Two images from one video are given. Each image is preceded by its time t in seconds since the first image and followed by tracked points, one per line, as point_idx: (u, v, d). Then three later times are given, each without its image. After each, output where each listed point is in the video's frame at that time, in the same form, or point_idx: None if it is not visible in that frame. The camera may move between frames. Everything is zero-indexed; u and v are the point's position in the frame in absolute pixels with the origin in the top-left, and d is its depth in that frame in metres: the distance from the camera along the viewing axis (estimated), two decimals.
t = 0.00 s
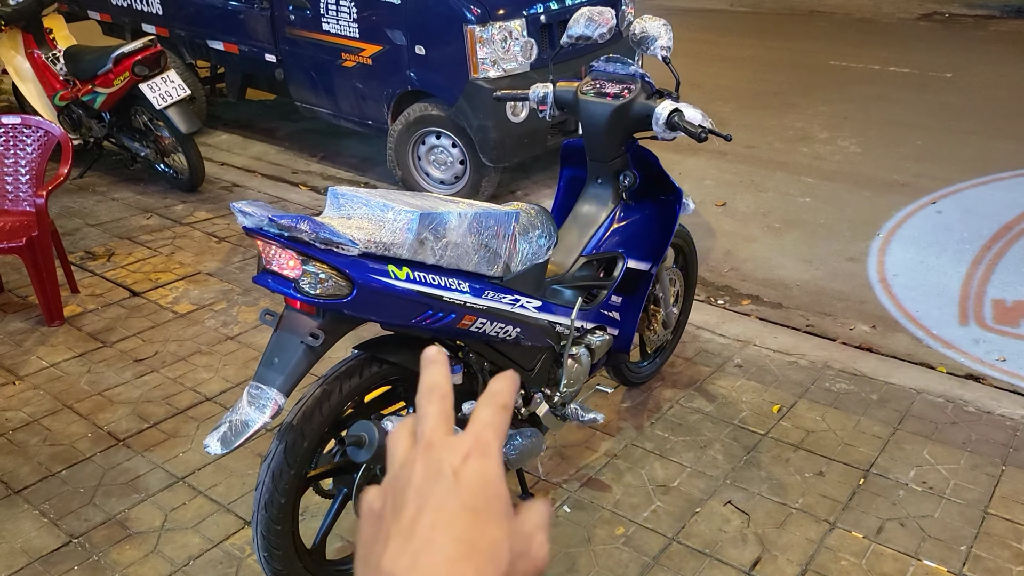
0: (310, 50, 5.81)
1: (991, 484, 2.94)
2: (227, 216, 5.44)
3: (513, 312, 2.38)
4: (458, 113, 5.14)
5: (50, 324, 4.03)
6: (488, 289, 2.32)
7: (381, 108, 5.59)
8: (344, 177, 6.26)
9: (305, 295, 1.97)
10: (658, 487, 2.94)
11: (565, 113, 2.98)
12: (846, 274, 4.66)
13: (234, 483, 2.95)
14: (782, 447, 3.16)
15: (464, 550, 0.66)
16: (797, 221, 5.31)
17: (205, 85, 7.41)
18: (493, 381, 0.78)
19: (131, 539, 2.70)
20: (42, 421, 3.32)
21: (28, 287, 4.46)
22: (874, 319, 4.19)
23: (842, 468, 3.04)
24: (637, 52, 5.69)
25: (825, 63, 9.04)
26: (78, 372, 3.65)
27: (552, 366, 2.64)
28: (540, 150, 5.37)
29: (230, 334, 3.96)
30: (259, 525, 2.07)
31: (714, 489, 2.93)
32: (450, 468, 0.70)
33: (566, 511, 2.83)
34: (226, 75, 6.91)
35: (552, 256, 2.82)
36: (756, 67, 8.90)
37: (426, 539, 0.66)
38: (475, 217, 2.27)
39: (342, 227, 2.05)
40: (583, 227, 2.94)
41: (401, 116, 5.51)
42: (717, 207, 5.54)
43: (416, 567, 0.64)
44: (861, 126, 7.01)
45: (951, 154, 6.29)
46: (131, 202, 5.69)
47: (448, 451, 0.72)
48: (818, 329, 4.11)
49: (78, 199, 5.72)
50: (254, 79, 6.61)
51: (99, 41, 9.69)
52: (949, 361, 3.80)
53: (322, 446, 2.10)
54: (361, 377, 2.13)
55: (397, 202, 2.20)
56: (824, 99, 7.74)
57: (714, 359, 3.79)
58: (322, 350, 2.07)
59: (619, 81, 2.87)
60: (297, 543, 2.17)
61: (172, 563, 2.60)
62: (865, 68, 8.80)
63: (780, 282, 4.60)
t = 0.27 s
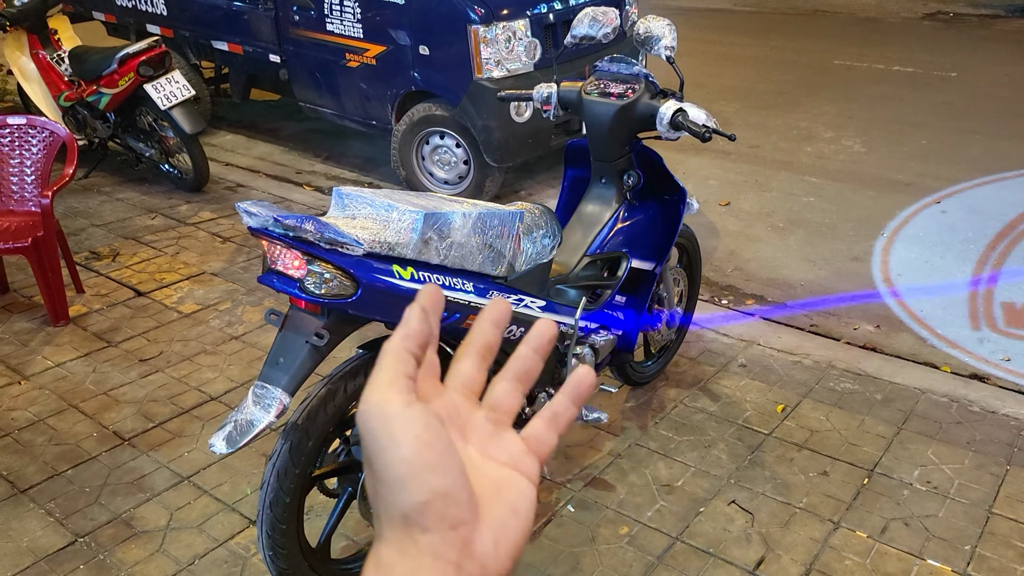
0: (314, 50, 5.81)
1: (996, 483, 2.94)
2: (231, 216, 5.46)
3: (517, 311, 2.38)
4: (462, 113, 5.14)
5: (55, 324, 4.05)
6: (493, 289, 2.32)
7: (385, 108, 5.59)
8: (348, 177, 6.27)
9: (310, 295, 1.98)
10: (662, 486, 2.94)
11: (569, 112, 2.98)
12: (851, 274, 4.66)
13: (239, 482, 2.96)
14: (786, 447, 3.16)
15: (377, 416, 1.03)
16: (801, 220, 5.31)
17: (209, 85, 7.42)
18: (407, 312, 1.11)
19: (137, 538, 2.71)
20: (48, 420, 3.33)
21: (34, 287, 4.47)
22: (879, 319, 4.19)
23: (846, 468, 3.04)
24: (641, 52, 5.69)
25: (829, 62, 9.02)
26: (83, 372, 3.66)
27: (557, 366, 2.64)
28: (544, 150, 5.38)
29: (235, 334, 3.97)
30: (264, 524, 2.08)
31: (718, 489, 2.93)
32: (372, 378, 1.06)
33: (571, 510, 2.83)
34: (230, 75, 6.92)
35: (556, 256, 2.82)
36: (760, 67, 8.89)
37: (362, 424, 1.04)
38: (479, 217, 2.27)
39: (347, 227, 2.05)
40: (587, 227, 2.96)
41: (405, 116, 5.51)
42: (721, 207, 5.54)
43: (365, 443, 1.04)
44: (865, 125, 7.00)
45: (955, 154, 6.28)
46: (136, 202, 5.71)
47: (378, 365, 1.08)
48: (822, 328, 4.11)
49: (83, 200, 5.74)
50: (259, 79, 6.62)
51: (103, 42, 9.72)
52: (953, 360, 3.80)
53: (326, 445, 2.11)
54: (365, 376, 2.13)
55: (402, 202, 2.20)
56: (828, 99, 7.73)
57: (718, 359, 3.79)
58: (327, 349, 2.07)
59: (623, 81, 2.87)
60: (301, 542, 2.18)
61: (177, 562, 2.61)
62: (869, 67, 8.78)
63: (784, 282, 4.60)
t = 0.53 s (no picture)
0: (316, 50, 5.82)
1: (998, 482, 2.94)
2: (234, 216, 5.47)
3: (519, 310, 2.39)
4: (465, 112, 5.15)
5: (59, 323, 4.06)
6: (495, 287, 2.33)
7: (388, 108, 5.60)
8: (351, 177, 6.28)
9: (313, 293, 1.98)
10: (664, 485, 2.95)
11: (572, 112, 2.99)
12: (853, 273, 4.66)
13: (242, 481, 2.97)
14: (789, 445, 3.16)
15: (384, 408, 0.94)
16: (804, 220, 5.31)
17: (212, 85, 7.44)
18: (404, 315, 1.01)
19: (141, 537, 2.72)
20: (52, 419, 3.35)
21: (38, 286, 4.49)
22: (881, 318, 4.18)
23: (848, 466, 3.04)
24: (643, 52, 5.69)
25: (832, 62, 9.02)
26: (87, 371, 3.68)
27: (559, 365, 2.65)
28: (547, 149, 5.38)
29: (238, 333, 3.98)
30: (267, 522, 2.09)
31: (720, 487, 2.93)
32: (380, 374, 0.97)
33: (573, 509, 2.84)
34: (234, 75, 6.93)
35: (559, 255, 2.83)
36: (763, 67, 8.88)
37: (370, 421, 0.95)
38: (481, 216, 2.28)
39: (349, 226, 2.06)
40: (589, 226, 2.95)
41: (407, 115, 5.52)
42: (724, 206, 5.54)
43: (372, 437, 0.95)
44: (868, 125, 6.99)
45: (958, 153, 6.27)
46: (140, 202, 5.73)
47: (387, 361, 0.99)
48: (824, 327, 4.11)
49: (87, 199, 5.76)
50: (262, 79, 6.64)
51: (107, 42, 9.74)
52: (956, 359, 3.80)
53: (329, 443, 2.12)
54: (368, 375, 2.14)
55: (404, 201, 2.21)
56: (831, 98, 7.73)
57: (720, 358, 3.80)
58: (330, 348, 2.08)
59: (625, 80, 2.87)
60: (305, 540, 2.19)
61: (181, 560, 2.62)
62: (872, 67, 8.77)
63: (786, 281, 4.60)
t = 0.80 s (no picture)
0: (320, 50, 5.83)
1: (1002, 483, 2.93)
2: (237, 216, 5.47)
3: (523, 311, 2.38)
4: (468, 113, 5.15)
5: (62, 323, 4.07)
6: (498, 287, 2.32)
7: (391, 108, 5.60)
8: (354, 177, 6.28)
9: (316, 293, 1.98)
10: (667, 486, 2.94)
11: (575, 112, 2.98)
12: (856, 273, 4.65)
13: (245, 481, 2.97)
14: (792, 446, 3.15)
15: (399, 396, 0.86)
16: (807, 220, 5.30)
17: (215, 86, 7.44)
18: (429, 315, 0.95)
19: (143, 537, 2.72)
20: (55, 419, 3.35)
21: (41, 287, 4.49)
22: (885, 319, 4.18)
23: (852, 467, 3.03)
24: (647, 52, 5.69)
25: (835, 62, 9.01)
26: (90, 371, 3.68)
27: (562, 366, 2.65)
28: (550, 149, 5.38)
29: (241, 333, 3.98)
30: (270, 522, 2.09)
31: (723, 488, 2.93)
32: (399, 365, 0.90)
33: (576, 509, 2.83)
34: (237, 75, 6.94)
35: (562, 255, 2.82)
36: (766, 67, 8.88)
37: (384, 411, 0.86)
38: (485, 215, 2.28)
39: (352, 226, 2.06)
40: (592, 226, 2.95)
41: (410, 116, 5.52)
42: (727, 206, 5.54)
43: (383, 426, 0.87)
44: (871, 125, 6.98)
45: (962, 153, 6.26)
46: (143, 202, 5.73)
47: (406, 356, 0.91)
48: (828, 328, 4.10)
49: (90, 200, 5.76)
50: (265, 79, 6.64)
51: (110, 42, 9.76)
52: (959, 360, 3.79)
53: (333, 444, 2.11)
54: (372, 375, 2.13)
55: (408, 201, 2.21)
56: (834, 98, 7.72)
57: (724, 359, 3.79)
58: (333, 348, 2.08)
59: (628, 80, 2.87)
60: (308, 540, 2.19)
61: (184, 560, 2.62)
62: (875, 67, 8.76)
63: (789, 281, 4.59)
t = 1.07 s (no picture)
0: (320, 52, 5.83)
1: (1004, 484, 2.93)
2: (238, 218, 5.47)
3: (525, 313, 2.38)
4: (468, 114, 5.15)
5: (63, 325, 4.07)
6: (500, 289, 2.32)
7: (392, 109, 5.60)
8: (354, 178, 6.28)
9: (318, 296, 1.98)
10: (669, 488, 2.94)
11: (576, 114, 2.98)
12: (857, 274, 4.65)
13: (246, 483, 2.97)
14: (794, 448, 3.15)
15: (384, 411, 0.94)
16: (808, 221, 5.29)
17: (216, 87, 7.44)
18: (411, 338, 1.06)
19: (145, 539, 2.72)
20: (57, 421, 3.35)
21: (42, 289, 4.49)
22: (886, 320, 4.17)
23: (854, 469, 3.03)
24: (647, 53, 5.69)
25: (836, 63, 9.01)
26: (91, 373, 3.68)
27: (564, 367, 2.64)
28: (550, 151, 5.38)
29: (242, 335, 3.98)
30: (272, 525, 2.09)
31: (725, 490, 2.92)
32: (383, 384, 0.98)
33: (578, 511, 2.83)
34: (237, 77, 6.94)
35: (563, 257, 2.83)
36: (767, 68, 8.88)
37: (372, 424, 0.94)
38: (486, 218, 2.28)
39: (354, 228, 2.06)
40: (593, 228, 2.94)
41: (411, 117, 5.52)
42: (728, 207, 5.53)
43: (371, 441, 0.94)
44: (872, 126, 6.98)
45: (963, 154, 6.26)
46: (144, 204, 5.73)
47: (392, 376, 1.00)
48: (829, 329, 4.10)
49: (91, 202, 5.76)
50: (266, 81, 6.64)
51: (111, 44, 9.76)
52: (961, 361, 3.78)
53: (334, 447, 2.11)
54: (373, 378, 2.13)
55: (409, 203, 2.21)
56: (835, 99, 7.72)
57: (725, 360, 3.79)
58: (334, 351, 2.08)
59: (629, 82, 2.87)
60: (310, 543, 2.19)
61: (186, 563, 2.62)
62: (875, 68, 8.75)
63: (791, 283, 4.59)
